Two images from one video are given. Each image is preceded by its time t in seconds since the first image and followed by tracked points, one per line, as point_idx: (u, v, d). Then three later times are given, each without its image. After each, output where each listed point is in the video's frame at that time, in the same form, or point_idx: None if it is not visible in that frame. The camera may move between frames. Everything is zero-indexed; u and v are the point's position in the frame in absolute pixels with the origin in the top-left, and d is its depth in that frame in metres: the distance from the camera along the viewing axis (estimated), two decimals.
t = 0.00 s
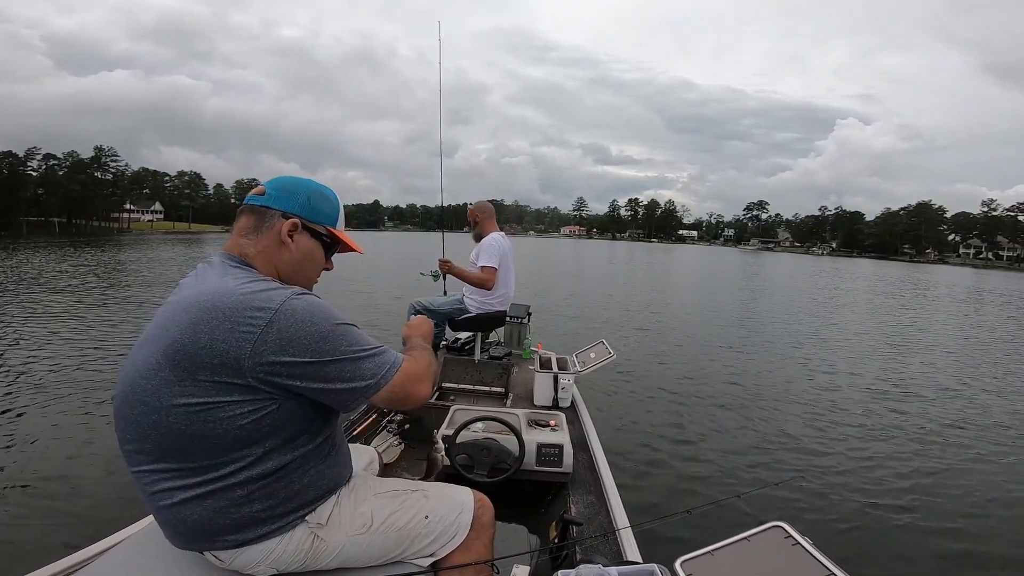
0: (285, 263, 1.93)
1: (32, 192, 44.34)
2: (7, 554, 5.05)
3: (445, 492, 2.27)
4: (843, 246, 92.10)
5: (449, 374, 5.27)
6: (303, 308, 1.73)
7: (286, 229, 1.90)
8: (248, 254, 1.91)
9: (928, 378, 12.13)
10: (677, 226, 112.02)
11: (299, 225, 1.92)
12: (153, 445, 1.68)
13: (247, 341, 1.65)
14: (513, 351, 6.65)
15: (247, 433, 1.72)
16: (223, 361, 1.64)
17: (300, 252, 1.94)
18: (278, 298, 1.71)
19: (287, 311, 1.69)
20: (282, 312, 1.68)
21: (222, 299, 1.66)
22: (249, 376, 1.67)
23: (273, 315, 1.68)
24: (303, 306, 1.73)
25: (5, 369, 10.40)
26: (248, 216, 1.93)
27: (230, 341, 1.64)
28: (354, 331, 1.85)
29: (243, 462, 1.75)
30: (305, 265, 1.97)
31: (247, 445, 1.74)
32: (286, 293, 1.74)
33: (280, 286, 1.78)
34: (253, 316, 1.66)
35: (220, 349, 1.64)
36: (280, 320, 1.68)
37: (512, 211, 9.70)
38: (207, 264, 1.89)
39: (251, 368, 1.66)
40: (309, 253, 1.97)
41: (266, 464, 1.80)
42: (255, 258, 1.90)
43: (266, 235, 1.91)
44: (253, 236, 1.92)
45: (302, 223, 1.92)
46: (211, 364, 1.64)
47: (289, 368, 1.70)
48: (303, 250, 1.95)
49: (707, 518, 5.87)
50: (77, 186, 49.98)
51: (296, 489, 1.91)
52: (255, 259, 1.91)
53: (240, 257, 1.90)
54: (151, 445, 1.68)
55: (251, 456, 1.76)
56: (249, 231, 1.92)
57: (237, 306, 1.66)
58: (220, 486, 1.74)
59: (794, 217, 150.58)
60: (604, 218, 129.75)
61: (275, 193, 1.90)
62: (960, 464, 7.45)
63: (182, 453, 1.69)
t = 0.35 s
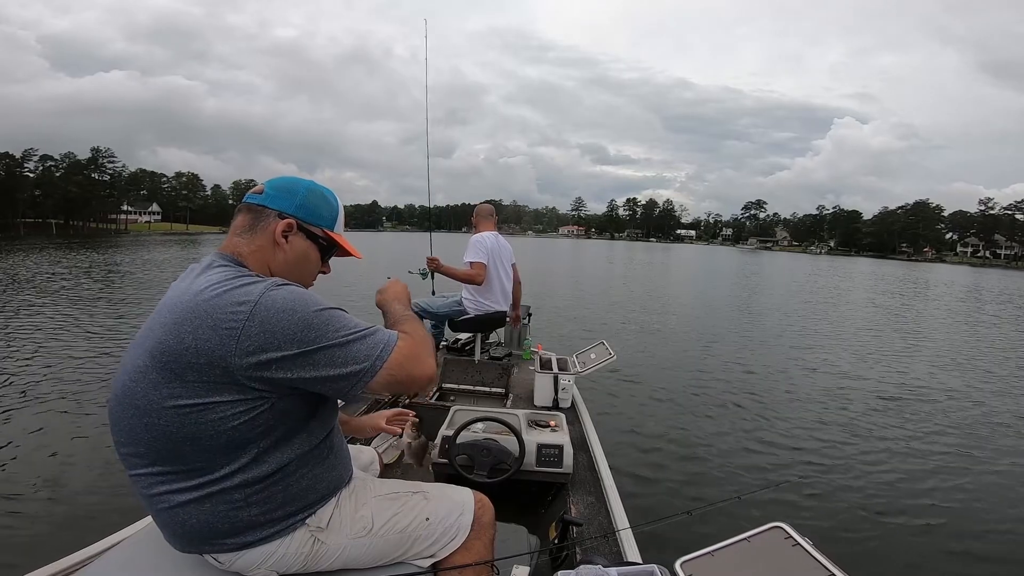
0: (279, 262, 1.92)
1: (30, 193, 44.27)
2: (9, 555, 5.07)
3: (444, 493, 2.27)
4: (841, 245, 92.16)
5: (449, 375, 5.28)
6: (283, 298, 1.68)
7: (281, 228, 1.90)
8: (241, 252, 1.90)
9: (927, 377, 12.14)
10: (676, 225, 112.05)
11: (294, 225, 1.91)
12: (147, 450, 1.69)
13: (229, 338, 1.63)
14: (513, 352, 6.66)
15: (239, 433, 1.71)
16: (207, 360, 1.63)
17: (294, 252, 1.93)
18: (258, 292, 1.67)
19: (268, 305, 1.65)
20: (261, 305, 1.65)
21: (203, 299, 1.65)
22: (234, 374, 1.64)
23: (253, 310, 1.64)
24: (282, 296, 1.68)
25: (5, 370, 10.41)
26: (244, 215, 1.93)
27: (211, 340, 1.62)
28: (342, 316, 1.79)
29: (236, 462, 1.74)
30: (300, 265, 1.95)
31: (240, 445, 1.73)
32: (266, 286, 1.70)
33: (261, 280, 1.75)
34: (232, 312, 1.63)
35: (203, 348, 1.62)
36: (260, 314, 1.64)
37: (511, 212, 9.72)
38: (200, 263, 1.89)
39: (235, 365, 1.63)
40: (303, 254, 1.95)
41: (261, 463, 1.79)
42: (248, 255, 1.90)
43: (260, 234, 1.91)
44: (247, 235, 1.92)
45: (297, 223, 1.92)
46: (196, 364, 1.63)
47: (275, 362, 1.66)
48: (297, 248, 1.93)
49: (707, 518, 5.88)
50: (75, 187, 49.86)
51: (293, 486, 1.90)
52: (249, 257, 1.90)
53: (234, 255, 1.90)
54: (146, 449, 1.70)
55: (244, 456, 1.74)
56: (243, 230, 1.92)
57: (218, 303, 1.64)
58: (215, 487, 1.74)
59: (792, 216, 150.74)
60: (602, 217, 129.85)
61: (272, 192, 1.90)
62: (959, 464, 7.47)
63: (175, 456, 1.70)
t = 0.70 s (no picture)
0: (284, 268, 1.92)
1: (27, 193, 44.20)
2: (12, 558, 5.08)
3: (446, 494, 2.27)
4: (839, 245, 92.32)
5: (450, 376, 5.28)
6: (285, 304, 1.67)
7: (287, 234, 1.89)
8: (246, 256, 1.90)
9: (925, 376, 12.16)
10: (674, 225, 112.17)
11: (300, 231, 1.90)
12: (150, 456, 1.69)
13: (231, 345, 1.62)
14: (514, 352, 6.67)
15: (242, 441, 1.70)
16: (210, 368, 1.62)
17: (298, 258, 1.92)
18: (259, 298, 1.66)
19: (271, 311, 1.64)
20: (262, 313, 1.63)
21: (205, 307, 1.64)
22: (236, 382, 1.64)
23: (254, 317, 1.63)
24: (285, 302, 1.67)
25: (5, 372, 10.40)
26: (250, 219, 1.94)
27: (214, 347, 1.61)
28: (345, 320, 1.78)
29: (240, 470, 1.73)
30: (305, 271, 1.95)
31: (244, 452, 1.72)
32: (268, 292, 1.69)
33: (263, 286, 1.74)
34: (234, 320, 1.62)
35: (206, 356, 1.61)
36: (262, 320, 1.63)
37: (511, 212, 9.73)
38: (204, 266, 1.89)
39: (238, 373, 1.63)
40: (308, 261, 1.95)
41: (265, 470, 1.79)
42: (251, 259, 1.90)
43: (266, 239, 1.91)
44: (253, 240, 1.92)
45: (304, 228, 1.91)
46: (197, 371, 1.62)
47: (278, 369, 1.65)
48: (301, 254, 1.92)
49: (708, 517, 5.88)
50: (72, 187, 49.78)
51: (297, 492, 1.90)
52: (254, 261, 1.90)
53: (238, 259, 1.90)
54: (149, 456, 1.70)
55: (247, 463, 1.74)
56: (249, 234, 1.92)
57: (219, 310, 1.63)
58: (219, 493, 1.74)
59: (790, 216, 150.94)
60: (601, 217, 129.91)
61: (278, 197, 1.89)
62: (958, 462, 7.48)
63: (179, 463, 1.70)
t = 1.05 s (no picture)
0: (281, 269, 1.93)
1: (24, 192, 44.02)
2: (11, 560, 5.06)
3: (446, 494, 2.27)
4: (837, 245, 92.41)
5: (450, 376, 5.28)
6: (284, 311, 1.67)
7: (284, 235, 1.89)
8: (243, 257, 1.90)
9: (924, 377, 12.18)
10: (672, 226, 112.31)
11: (296, 231, 1.90)
12: (148, 458, 1.69)
13: (228, 351, 1.61)
14: (514, 352, 6.68)
15: (240, 445, 1.70)
16: (207, 372, 1.62)
17: (296, 259, 1.92)
18: (258, 303, 1.66)
19: (269, 318, 1.64)
20: (260, 318, 1.64)
21: (203, 310, 1.64)
22: (233, 387, 1.63)
23: (252, 323, 1.63)
24: (284, 309, 1.67)
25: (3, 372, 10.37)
26: (247, 220, 1.93)
27: (211, 351, 1.61)
28: (344, 330, 1.79)
29: (237, 474, 1.73)
30: (302, 271, 1.95)
31: (242, 456, 1.72)
32: (267, 297, 1.69)
33: (263, 290, 1.74)
34: (232, 325, 1.62)
35: (203, 359, 1.61)
36: (260, 327, 1.63)
37: (510, 212, 9.74)
38: (202, 268, 1.89)
39: (234, 378, 1.63)
40: (306, 260, 1.94)
41: (263, 474, 1.78)
42: (249, 261, 1.90)
43: (263, 239, 1.90)
44: (250, 241, 1.92)
45: (300, 229, 1.90)
46: (195, 375, 1.62)
47: (275, 376, 1.65)
48: (298, 255, 1.92)
49: (708, 517, 5.89)
50: (70, 186, 49.59)
51: (295, 496, 1.89)
52: (251, 262, 1.90)
53: (236, 260, 1.90)
54: (147, 458, 1.69)
55: (244, 467, 1.73)
56: (246, 235, 1.92)
57: (218, 314, 1.63)
58: (216, 496, 1.73)
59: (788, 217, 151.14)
60: (599, 217, 129.99)
61: (273, 198, 1.89)
62: (957, 463, 7.49)
63: (177, 465, 1.70)
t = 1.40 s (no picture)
0: (282, 267, 1.95)
1: (22, 192, 43.94)
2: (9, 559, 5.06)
3: (444, 492, 2.28)
4: (835, 245, 92.49)
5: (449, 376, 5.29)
6: (289, 315, 1.70)
7: (280, 234, 1.89)
8: (244, 256, 1.93)
9: (922, 377, 12.22)
10: (671, 226, 112.42)
11: (293, 229, 1.90)
12: (145, 449, 1.70)
13: (230, 350, 1.63)
14: (514, 352, 6.69)
15: (237, 442, 1.71)
16: (209, 369, 1.63)
17: (295, 256, 1.93)
18: (263, 305, 1.69)
19: (272, 319, 1.66)
20: (265, 320, 1.66)
21: (208, 307, 1.66)
22: (233, 385, 1.65)
23: (256, 324, 1.65)
24: (288, 313, 1.70)
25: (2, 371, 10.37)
26: (246, 218, 1.95)
27: (215, 349, 1.63)
28: (346, 338, 1.81)
29: (233, 470, 1.74)
30: (302, 269, 1.97)
31: (239, 453, 1.73)
32: (273, 299, 1.72)
33: (268, 291, 1.77)
34: (236, 325, 1.65)
35: (206, 356, 1.63)
36: (263, 328, 1.66)
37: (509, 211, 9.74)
38: (204, 267, 1.91)
39: (235, 376, 1.64)
40: (306, 256, 1.95)
41: (260, 471, 1.79)
42: (250, 260, 1.92)
43: (261, 238, 1.92)
44: (249, 239, 1.94)
45: (297, 227, 1.90)
46: (196, 371, 1.63)
47: (276, 378, 1.67)
48: (296, 253, 1.93)
49: (706, 517, 5.91)
50: (68, 186, 49.50)
51: (291, 495, 1.90)
52: (252, 261, 1.93)
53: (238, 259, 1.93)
54: (145, 450, 1.70)
55: (240, 464, 1.74)
56: (245, 234, 1.94)
57: (222, 313, 1.65)
58: (212, 490, 1.74)
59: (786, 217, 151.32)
60: (598, 216, 130.00)
61: (268, 196, 1.89)
62: (954, 463, 7.51)
63: (174, 459, 1.70)
